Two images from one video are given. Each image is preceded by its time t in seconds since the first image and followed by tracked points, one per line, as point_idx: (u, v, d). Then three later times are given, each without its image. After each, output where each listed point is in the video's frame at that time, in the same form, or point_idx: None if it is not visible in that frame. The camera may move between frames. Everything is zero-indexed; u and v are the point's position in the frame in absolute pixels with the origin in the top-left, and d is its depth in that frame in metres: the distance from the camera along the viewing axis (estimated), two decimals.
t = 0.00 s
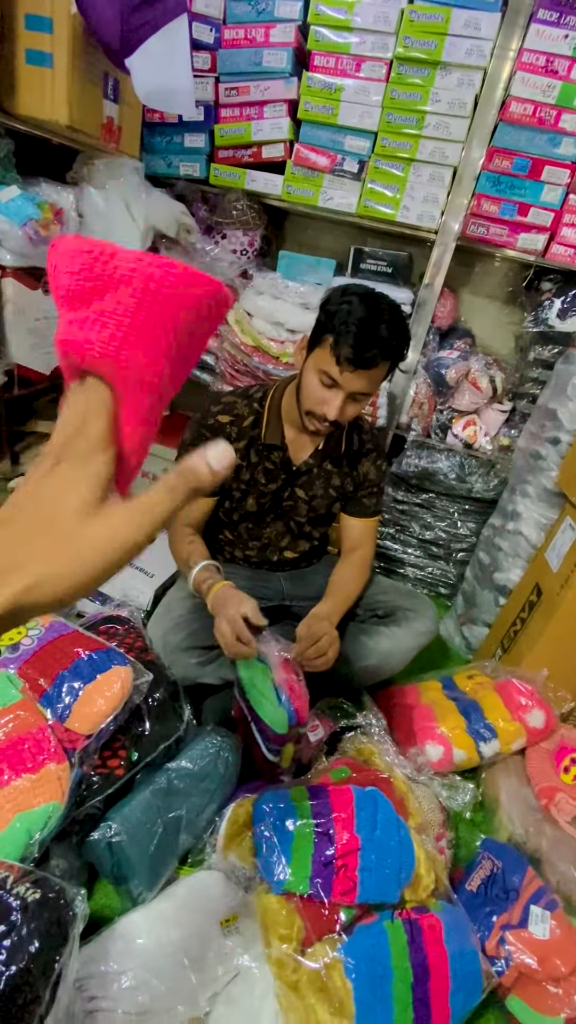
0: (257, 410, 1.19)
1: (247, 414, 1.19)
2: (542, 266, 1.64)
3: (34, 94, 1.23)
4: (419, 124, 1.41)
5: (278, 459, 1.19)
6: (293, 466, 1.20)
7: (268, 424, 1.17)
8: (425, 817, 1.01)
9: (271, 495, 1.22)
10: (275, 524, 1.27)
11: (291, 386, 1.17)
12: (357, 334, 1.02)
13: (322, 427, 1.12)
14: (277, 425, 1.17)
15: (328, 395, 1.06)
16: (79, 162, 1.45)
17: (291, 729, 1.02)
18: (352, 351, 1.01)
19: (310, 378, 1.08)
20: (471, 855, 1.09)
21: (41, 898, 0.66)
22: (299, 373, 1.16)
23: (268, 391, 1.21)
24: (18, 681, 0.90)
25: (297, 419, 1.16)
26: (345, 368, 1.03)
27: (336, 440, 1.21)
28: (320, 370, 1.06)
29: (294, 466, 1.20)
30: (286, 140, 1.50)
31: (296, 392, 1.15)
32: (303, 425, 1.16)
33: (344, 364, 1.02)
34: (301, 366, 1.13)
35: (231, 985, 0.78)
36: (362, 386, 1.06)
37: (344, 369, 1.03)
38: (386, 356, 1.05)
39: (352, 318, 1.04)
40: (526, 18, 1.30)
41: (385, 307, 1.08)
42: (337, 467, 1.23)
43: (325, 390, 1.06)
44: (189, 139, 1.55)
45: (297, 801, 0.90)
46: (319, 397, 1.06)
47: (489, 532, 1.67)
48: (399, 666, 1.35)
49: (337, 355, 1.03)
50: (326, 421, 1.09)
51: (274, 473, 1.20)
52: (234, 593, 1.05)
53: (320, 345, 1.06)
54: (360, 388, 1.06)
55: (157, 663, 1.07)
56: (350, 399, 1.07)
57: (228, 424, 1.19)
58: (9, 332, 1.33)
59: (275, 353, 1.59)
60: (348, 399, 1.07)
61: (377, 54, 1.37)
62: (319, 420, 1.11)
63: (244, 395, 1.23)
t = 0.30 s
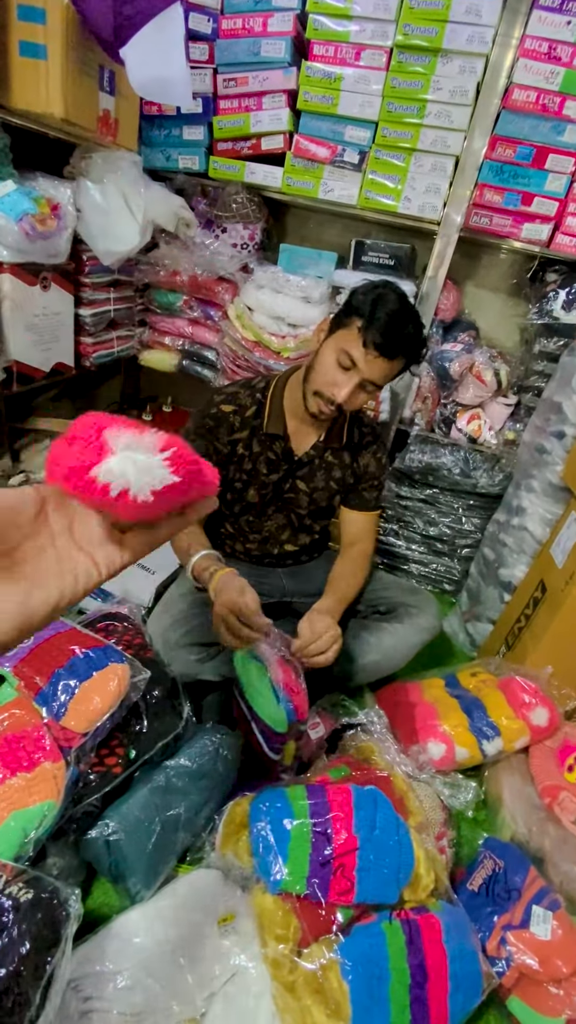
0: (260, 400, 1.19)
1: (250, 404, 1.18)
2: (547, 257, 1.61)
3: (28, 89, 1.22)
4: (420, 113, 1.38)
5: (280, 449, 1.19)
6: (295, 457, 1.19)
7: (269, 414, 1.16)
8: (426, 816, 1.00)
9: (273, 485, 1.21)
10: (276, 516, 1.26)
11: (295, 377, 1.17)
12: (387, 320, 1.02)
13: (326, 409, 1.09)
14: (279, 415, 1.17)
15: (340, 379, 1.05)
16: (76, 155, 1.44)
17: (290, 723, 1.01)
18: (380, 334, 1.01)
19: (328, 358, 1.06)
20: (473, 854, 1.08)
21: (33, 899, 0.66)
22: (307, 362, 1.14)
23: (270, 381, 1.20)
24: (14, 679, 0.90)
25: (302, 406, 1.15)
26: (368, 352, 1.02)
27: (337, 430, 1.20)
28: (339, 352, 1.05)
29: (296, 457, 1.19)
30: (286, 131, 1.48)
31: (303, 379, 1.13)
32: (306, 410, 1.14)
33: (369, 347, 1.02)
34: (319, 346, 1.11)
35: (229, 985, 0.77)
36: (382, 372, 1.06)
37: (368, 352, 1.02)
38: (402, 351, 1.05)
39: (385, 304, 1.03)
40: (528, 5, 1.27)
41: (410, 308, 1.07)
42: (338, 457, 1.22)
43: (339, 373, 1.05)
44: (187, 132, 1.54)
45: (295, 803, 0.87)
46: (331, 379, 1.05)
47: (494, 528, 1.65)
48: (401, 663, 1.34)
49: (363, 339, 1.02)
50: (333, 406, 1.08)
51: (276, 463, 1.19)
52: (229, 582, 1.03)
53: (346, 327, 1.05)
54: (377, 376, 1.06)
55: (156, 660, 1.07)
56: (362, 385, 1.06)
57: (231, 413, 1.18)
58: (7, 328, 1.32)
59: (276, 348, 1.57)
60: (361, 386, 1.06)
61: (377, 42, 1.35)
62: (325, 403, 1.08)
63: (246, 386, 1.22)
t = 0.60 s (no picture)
0: (264, 392, 1.19)
1: (253, 396, 1.19)
2: (547, 249, 1.61)
3: (26, 83, 1.22)
4: (418, 104, 1.38)
5: (283, 441, 1.19)
6: (298, 450, 1.20)
7: (273, 404, 1.17)
8: (427, 807, 1.00)
9: (276, 478, 1.21)
10: (278, 509, 1.26)
11: (297, 370, 1.18)
12: (380, 308, 1.02)
13: (332, 402, 1.10)
14: (283, 407, 1.17)
15: (342, 372, 1.05)
16: (74, 149, 1.43)
17: (291, 718, 0.98)
18: (375, 325, 1.01)
19: (328, 351, 1.07)
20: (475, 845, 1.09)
21: (38, 888, 0.67)
22: (309, 355, 1.16)
23: (273, 374, 1.21)
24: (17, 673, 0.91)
25: (305, 399, 1.15)
26: (366, 342, 1.02)
27: (339, 422, 1.20)
28: (337, 344, 1.05)
29: (299, 448, 1.20)
30: (284, 125, 1.48)
31: (305, 374, 1.14)
32: (310, 403, 1.15)
33: (365, 338, 1.02)
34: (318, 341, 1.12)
35: (233, 974, 0.78)
36: (381, 363, 1.05)
37: (365, 343, 1.02)
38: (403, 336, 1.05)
39: (377, 295, 1.04)
40: None
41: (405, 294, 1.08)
42: (340, 449, 1.22)
43: (339, 366, 1.06)
44: (185, 125, 1.53)
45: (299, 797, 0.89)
46: (333, 373, 1.06)
47: (494, 522, 1.65)
48: (402, 657, 1.34)
49: (359, 329, 1.02)
50: (338, 399, 1.09)
51: (278, 455, 1.20)
52: (237, 569, 1.06)
53: (342, 320, 1.06)
54: (378, 367, 1.06)
55: (158, 655, 1.07)
56: (364, 376, 1.06)
57: (236, 404, 1.19)
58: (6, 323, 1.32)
59: (275, 342, 1.57)
60: (362, 378, 1.06)
61: (376, 34, 1.34)
62: (329, 398, 1.10)
63: (250, 378, 1.22)
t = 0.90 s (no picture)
0: (260, 386, 1.19)
1: (250, 390, 1.19)
2: (550, 239, 1.59)
3: (23, 75, 1.21)
4: (419, 93, 1.36)
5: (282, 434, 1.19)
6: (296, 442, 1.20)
7: (269, 398, 1.17)
8: (427, 799, 1.00)
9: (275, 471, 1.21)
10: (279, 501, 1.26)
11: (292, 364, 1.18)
12: (366, 302, 1.02)
13: (327, 398, 1.12)
14: (279, 399, 1.17)
15: (335, 367, 1.07)
16: (72, 143, 1.43)
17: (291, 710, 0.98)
18: (362, 317, 1.02)
19: (319, 345, 1.07)
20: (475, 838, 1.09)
21: (37, 877, 0.67)
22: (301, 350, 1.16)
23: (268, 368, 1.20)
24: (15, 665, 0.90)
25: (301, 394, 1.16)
26: (355, 337, 1.03)
27: (337, 415, 1.23)
28: (328, 340, 1.06)
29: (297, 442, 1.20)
30: (284, 115, 1.46)
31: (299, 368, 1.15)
32: (305, 400, 1.16)
33: (354, 331, 1.02)
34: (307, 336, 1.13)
35: (231, 964, 0.77)
36: (370, 356, 1.06)
37: (354, 337, 1.03)
38: (393, 326, 1.06)
39: (361, 288, 1.04)
40: None
41: (392, 282, 1.09)
42: (338, 443, 1.25)
43: (332, 362, 1.07)
44: (185, 118, 1.53)
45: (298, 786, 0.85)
46: (326, 369, 1.07)
47: (497, 516, 1.65)
48: (403, 651, 1.34)
49: (347, 324, 1.03)
50: (333, 393, 1.10)
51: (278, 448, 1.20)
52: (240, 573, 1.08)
53: (328, 318, 1.07)
54: (367, 358, 1.06)
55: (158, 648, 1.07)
56: (357, 369, 1.08)
57: (234, 397, 1.19)
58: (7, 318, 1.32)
59: (276, 336, 1.57)
60: (355, 370, 1.08)
61: (376, 22, 1.33)
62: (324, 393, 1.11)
63: (247, 372, 1.23)
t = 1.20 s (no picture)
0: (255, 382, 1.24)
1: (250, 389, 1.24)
2: (553, 233, 1.58)
3: (23, 70, 1.21)
4: (421, 86, 1.36)
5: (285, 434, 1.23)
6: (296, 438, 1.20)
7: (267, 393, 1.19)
8: (431, 791, 1.01)
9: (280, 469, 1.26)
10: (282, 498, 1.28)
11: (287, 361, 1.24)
12: (354, 296, 1.05)
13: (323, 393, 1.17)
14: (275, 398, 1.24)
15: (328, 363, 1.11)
16: (73, 140, 1.43)
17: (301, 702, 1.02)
18: (351, 312, 1.05)
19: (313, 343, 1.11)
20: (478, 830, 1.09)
21: (46, 868, 0.69)
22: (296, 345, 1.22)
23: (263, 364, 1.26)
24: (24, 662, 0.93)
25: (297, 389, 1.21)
26: (346, 331, 1.06)
27: (334, 406, 1.27)
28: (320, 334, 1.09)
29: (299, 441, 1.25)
30: (285, 110, 1.46)
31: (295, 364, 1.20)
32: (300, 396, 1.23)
33: (343, 328, 1.05)
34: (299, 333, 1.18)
35: (238, 952, 0.75)
36: (360, 350, 1.11)
37: (344, 332, 1.06)
38: (384, 316, 1.09)
39: (349, 281, 1.07)
40: None
41: (379, 269, 1.11)
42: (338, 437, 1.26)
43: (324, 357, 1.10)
44: (186, 112, 1.52)
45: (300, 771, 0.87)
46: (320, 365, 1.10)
47: (499, 511, 1.65)
48: (406, 645, 1.34)
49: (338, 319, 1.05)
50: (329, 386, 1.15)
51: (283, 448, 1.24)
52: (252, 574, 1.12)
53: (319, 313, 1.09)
54: (360, 353, 1.12)
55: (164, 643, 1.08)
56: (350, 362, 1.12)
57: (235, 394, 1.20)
58: (9, 315, 1.32)
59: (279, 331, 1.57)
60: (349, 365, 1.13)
61: (377, 14, 1.32)
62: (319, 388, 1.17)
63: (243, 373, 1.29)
